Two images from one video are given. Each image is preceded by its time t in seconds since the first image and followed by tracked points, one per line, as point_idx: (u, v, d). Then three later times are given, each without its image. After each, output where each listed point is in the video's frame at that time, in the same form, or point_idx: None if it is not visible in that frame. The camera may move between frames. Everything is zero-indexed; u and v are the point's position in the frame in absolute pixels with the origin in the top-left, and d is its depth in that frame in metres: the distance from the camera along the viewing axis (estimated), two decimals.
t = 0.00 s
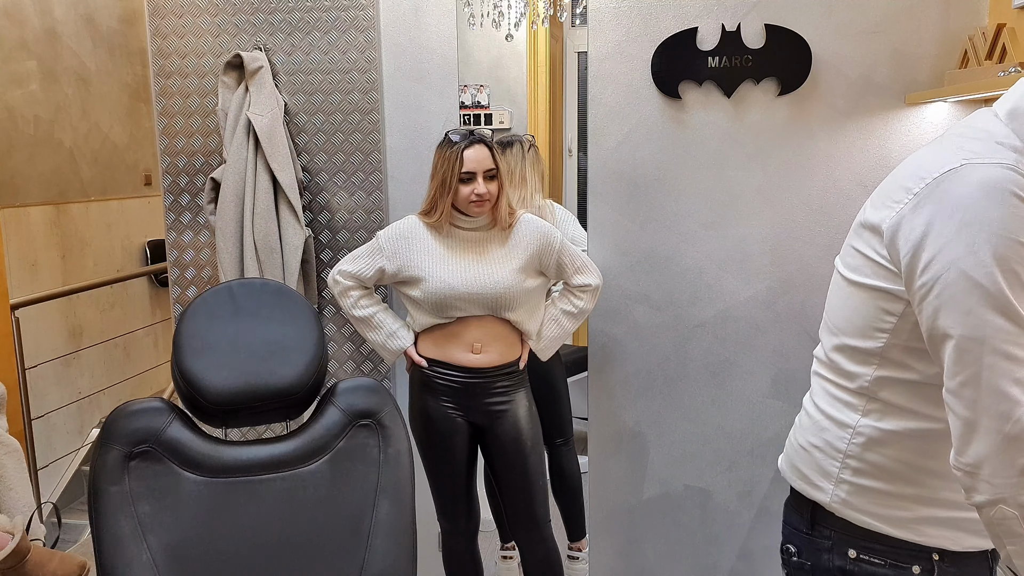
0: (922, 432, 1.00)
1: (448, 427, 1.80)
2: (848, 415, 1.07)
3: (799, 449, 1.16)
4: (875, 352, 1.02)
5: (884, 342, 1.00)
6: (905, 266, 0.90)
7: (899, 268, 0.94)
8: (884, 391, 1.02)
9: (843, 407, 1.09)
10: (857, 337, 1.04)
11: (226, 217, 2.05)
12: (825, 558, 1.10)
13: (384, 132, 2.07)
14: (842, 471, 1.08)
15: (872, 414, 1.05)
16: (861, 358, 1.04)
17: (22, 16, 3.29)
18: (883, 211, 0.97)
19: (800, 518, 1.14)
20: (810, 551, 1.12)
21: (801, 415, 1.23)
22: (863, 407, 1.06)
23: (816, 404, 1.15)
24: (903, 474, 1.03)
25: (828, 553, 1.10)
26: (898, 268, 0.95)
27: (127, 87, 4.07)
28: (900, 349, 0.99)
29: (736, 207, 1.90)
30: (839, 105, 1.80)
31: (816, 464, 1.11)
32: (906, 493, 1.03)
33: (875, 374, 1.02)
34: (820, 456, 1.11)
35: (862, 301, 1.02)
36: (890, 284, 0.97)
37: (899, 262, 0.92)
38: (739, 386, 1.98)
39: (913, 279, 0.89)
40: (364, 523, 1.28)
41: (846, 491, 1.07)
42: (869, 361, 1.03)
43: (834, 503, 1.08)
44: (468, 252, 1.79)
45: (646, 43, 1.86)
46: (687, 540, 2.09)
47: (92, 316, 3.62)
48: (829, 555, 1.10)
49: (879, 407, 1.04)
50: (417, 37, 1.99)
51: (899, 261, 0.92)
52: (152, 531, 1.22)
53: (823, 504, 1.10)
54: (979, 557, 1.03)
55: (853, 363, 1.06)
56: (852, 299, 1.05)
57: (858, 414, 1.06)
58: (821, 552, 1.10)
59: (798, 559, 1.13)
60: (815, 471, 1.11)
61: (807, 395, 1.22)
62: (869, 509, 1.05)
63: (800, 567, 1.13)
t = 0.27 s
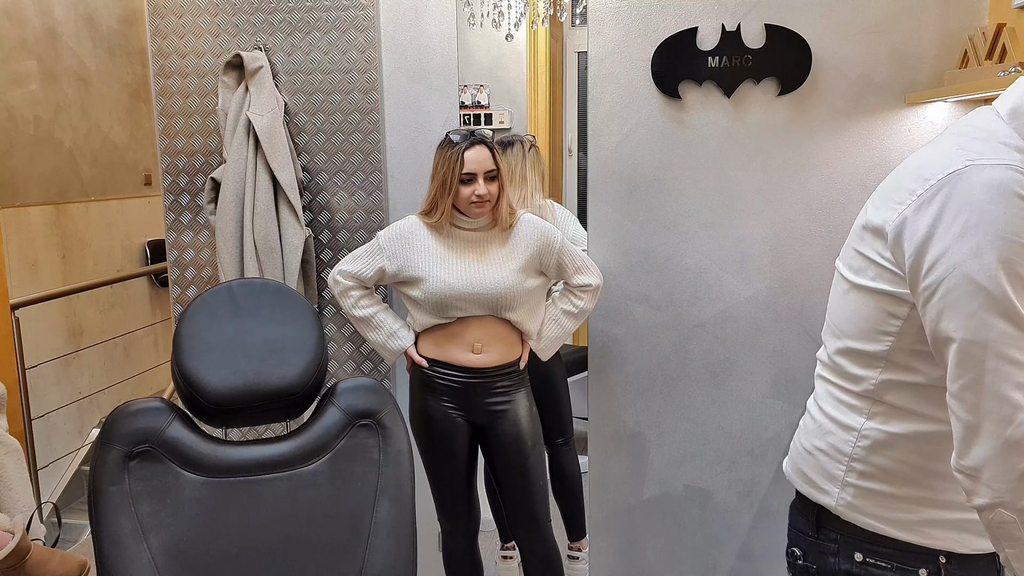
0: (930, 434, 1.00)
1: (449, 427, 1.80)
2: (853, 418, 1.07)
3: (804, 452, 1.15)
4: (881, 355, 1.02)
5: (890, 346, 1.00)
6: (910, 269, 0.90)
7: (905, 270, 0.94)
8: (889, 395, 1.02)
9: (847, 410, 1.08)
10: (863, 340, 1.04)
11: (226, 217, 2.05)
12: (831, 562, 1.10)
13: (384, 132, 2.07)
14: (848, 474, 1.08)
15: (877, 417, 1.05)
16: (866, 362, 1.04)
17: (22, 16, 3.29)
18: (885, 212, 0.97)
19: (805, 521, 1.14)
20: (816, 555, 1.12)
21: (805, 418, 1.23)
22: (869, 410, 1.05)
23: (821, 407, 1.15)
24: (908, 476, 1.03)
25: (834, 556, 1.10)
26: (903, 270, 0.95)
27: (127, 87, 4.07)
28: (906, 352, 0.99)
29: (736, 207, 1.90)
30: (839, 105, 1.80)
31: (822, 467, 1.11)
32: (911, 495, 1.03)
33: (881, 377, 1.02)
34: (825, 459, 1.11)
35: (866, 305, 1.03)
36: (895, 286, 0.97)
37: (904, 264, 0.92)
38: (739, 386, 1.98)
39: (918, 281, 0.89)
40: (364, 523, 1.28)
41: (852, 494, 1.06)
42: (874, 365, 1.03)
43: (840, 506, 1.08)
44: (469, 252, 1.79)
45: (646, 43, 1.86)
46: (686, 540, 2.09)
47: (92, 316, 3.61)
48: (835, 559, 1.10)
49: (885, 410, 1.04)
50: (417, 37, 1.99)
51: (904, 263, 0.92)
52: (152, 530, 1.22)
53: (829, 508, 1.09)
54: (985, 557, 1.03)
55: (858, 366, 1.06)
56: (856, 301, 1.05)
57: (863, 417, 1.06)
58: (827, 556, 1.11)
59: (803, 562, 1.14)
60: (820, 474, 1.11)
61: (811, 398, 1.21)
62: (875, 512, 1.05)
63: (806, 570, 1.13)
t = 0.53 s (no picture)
0: (943, 438, 1.01)
1: (449, 427, 1.80)
2: (864, 424, 1.07)
3: (812, 459, 1.15)
4: (893, 359, 1.01)
5: (901, 350, 1.00)
6: (920, 269, 0.89)
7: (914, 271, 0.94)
8: (900, 398, 1.02)
9: (858, 417, 1.08)
10: (871, 345, 1.04)
11: (226, 217, 2.05)
12: (844, 568, 1.10)
13: (384, 132, 2.07)
14: (860, 480, 1.07)
15: (889, 422, 1.04)
16: (876, 367, 1.04)
17: (22, 16, 3.29)
18: (891, 212, 0.96)
19: (815, 528, 1.14)
20: (827, 561, 1.12)
21: (810, 423, 1.22)
22: (880, 415, 1.05)
23: (828, 413, 1.14)
24: (921, 479, 1.03)
25: (847, 562, 1.10)
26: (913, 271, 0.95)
27: (127, 87, 4.07)
28: (919, 356, 0.99)
29: (736, 207, 1.90)
30: (839, 105, 1.80)
31: (832, 474, 1.11)
32: (923, 498, 1.03)
33: (892, 382, 1.02)
34: (836, 466, 1.10)
35: (873, 310, 1.03)
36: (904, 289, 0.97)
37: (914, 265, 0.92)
38: (739, 387, 1.98)
39: (929, 282, 0.89)
40: (364, 523, 1.29)
41: (865, 501, 1.06)
42: (885, 369, 1.03)
43: (853, 513, 1.07)
44: (469, 252, 1.79)
45: (646, 43, 1.87)
46: (686, 540, 2.09)
47: (92, 316, 3.61)
48: (848, 565, 1.10)
49: (897, 415, 1.04)
50: (417, 37, 1.99)
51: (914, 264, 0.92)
52: (152, 531, 1.22)
53: (842, 515, 1.09)
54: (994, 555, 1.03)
55: (868, 372, 1.06)
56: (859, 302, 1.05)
57: (875, 423, 1.06)
58: (839, 562, 1.11)
59: (812, 568, 1.14)
60: (831, 481, 1.10)
61: (815, 401, 1.21)
62: (889, 518, 1.05)
63: None
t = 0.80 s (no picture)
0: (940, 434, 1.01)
1: (449, 427, 1.80)
2: (863, 423, 1.07)
3: (811, 458, 1.15)
4: (892, 356, 1.01)
5: (900, 346, 1.00)
6: (918, 265, 0.89)
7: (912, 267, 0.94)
8: (899, 395, 1.02)
9: (857, 415, 1.08)
10: (870, 342, 1.04)
11: (226, 217, 2.05)
12: (844, 567, 1.10)
13: (384, 132, 2.07)
14: (860, 479, 1.07)
15: (888, 420, 1.04)
16: (875, 364, 1.04)
17: (22, 16, 3.29)
18: (888, 210, 0.96)
19: (814, 527, 1.14)
20: (827, 561, 1.12)
21: (808, 422, 1.22)
22: (878, 413, 1.05)
23: (826, 412, 1.14)
24: (921, 478, 1.03)
25: (847, 562, 1.10)
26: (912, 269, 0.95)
27: (127, 88, 4.08)
28: (917, 353, 0.99)
29: (736, 207, 1.90)
30: (839, 104, 1.80)
31: (831, 473, 1.11)
32: (923, 496, 1.03)
33: (890, 379, 1.02)
34: (836, 465, 1.10)
35: (871, 307, 1.03)
36: (902, 285, 0.97)
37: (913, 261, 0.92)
38: (739, 386, 1.98)
39: (928, 278, 0.88)
40: (364, 523, 1.29)
41: (865, 499, 1.06)
42: (883, 366, 1.03)
43: (853, 512, 1.07)
44: (469, 252, 1.79)
45: (646, 43, 1.86)
46: (686, 539, 2.09)
47: (92, 316, 3.61)
48: (848, 565, 1.10)
49: (896, 412, 1.03)
50: (417, 37, 1.99)
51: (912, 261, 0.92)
52: (152, 530, 1.22)
53: (841, 514, 1.09)
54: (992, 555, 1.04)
55: (866, 369, 1.06)
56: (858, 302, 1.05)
57: (873, 421, 1.06)
58: (839, 562, 1.11)
59: (811, 568, 1.14)
60: (831, 480, 1.10)
61: (813, 401, 1.21)
62: (889, 516, 1.05)
63: None
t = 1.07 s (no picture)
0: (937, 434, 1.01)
1: (449, 427, 1.80)
2: (861, 422, 1.07)
3: (808, 457, 1.15)
4: (889, 355, 1.01)
5: (898, 345, 1.00)
6: (916, 263, 0.89)
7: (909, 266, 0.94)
8: (896, 395, 1.02)
9: (854, 414, 1.08)
10: (869, 341, 1.04)
11: (226, 217, 2.05)
12: (840, 566, 1.10)
13: (384, 132, 2.07)
14: (857, 478, 1.07)
15: (886, 419, 1.04)
16: (873, 363, 1.04)
17: (22, 16, 3.29)
18: (888, 209, 0.96)
19: (811, 525, 1.14)
20: (824, 560, 1.12)
21: (805, 422, 1.22)
22: (876, 413, 1.05)
23: (824, 412, 1.14)
24: (920, 477, 1.03)
25: (844, 561, 1.10)
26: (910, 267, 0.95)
27: (127, 88, 4.07)
28: (914, 352, 0.99)
29: (736, 207, 1.90)
30: (839, 104, 1.80)
31: (829, 472, 1.10)
32: (920, 495, 1.03)
33: (887, 378, 1.02)
34: (833, 464, 1.10)
35: (872, 306, 1.02)
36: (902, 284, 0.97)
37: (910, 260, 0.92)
38: (739, 386, 1.98)
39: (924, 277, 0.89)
40: (364, 523, 1.28)
41: (862, 499, 1.06)
42: (880, 364, 1.03)
43: (850, 511, 1.07)
44: (470, 252, 1.79)
45: (646, 43, 1.86)
46: (686, 539, 2.09)
47: (92, 316, 3.61)
48: (845, 563, 1.10)
49: (893, 412, 1.04)
50: (417, 37, 1.99)
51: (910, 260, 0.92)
52: (152, 531, 1.22)
53: (838, 513, 1.09)
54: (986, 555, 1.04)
55: (864, 368, 1.06)
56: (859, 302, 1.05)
57: (871, 420, 1.06)
58: (836, 560, 1.11)
59: (807, 567, 1.14)
60: (828, 479, 1.10)
61: (811, 400, 1.21)
62: (885, 515, 1.05)
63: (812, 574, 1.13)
